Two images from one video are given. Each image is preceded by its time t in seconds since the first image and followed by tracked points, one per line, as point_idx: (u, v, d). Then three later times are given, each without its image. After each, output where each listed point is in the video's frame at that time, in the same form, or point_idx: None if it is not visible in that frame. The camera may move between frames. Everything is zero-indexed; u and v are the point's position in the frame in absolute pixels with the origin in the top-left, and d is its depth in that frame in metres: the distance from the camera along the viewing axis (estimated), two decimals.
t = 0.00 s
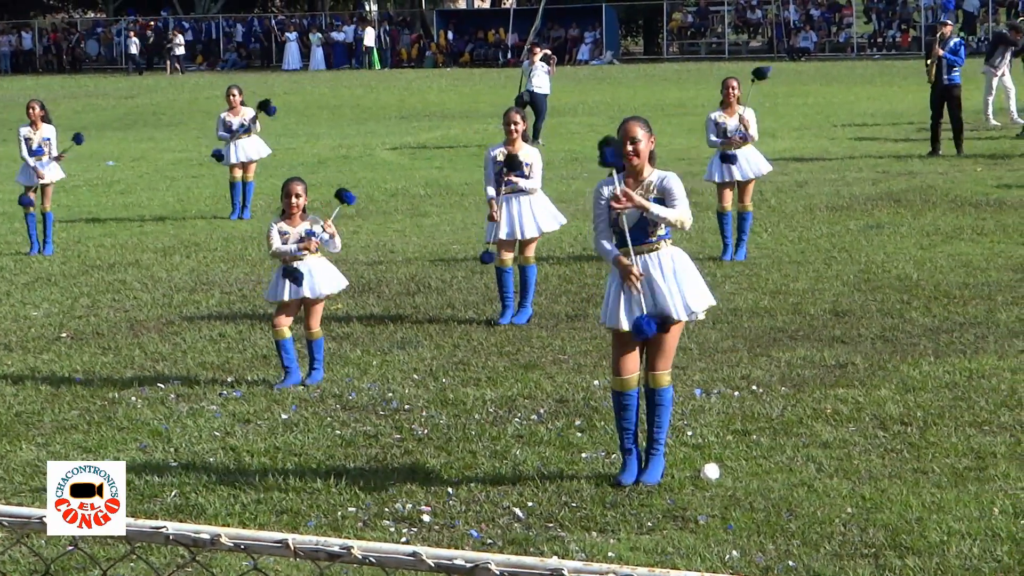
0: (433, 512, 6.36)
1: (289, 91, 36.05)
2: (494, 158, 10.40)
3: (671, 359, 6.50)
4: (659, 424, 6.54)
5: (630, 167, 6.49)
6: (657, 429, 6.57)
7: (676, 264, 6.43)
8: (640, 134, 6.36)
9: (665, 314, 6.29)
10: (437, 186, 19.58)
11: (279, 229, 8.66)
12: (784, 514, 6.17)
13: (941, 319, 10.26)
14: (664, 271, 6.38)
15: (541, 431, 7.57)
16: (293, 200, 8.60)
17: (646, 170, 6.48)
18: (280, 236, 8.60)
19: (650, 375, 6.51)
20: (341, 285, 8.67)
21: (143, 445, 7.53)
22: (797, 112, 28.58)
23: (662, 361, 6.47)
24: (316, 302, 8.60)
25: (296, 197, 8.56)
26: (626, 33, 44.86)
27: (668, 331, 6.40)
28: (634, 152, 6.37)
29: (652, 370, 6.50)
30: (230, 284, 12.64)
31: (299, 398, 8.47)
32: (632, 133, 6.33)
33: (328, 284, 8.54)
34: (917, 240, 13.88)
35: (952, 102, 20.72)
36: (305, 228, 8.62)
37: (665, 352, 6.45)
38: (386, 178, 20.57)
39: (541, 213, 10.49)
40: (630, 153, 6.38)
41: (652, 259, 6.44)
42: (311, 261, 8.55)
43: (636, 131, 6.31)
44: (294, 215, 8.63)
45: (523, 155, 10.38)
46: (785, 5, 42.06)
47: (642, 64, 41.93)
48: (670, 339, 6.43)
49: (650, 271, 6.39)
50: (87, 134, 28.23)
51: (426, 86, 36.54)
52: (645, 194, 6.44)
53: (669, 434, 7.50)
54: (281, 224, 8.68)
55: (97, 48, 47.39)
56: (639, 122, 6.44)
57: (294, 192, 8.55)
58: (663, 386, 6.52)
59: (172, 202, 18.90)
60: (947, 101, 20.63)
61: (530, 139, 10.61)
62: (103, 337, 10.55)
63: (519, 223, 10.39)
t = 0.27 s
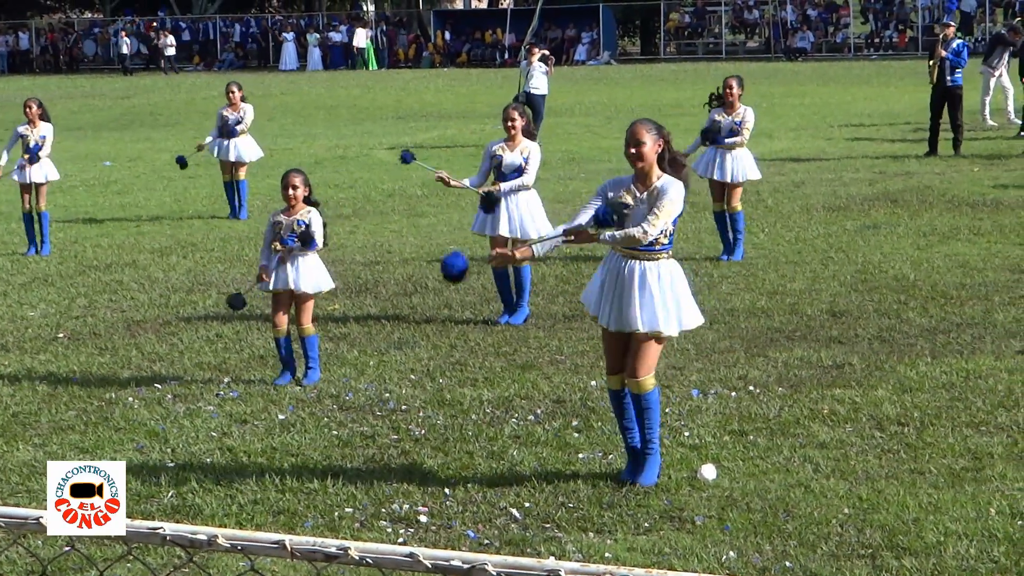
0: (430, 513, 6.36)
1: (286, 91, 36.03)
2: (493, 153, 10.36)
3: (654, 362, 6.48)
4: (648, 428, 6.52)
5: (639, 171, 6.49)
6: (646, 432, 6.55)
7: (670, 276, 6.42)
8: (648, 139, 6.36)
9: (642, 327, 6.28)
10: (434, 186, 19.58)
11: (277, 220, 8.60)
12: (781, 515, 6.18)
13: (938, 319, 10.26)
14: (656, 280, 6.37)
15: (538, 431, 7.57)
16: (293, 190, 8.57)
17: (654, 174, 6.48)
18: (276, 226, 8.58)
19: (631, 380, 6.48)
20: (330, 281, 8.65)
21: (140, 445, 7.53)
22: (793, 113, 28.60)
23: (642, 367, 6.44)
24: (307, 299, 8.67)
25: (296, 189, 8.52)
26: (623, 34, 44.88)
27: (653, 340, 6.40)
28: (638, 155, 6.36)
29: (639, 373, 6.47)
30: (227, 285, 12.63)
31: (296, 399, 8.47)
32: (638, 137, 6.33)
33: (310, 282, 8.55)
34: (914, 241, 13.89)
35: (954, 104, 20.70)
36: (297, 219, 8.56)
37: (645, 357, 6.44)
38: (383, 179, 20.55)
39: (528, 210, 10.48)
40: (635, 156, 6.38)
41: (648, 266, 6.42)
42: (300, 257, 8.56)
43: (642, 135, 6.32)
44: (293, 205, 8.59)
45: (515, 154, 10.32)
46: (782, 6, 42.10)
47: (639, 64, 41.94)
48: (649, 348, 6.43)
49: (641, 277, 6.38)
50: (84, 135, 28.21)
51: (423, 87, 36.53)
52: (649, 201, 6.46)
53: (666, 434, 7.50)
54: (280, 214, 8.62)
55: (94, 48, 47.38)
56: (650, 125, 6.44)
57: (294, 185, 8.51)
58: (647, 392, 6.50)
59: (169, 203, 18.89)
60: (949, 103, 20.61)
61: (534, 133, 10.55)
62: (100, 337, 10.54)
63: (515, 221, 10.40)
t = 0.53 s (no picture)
0: (428, 513, 6.35)
1: (284, 92, 36.01)
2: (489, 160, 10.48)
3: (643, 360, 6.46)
4: (641, 428, 6.51)
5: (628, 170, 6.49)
6: (640, 433, 6.53)
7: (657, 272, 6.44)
8: (642, 137, 6.40)
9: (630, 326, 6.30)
10: (432, 187, 19.58)
11: (272, 227, 8.72)
12: (779, 515, 6.18)
13: (935, 320, 10.26)
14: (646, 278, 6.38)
15: (536, 432, 7.57)
16: (286, 198, 8.57)
17: (645, 173, 6.48)
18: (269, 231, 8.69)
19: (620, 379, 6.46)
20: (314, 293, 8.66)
21: (137, 445, 7.52)
22: (791, 113, 28.60)
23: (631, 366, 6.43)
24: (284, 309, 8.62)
25: (287, 198, 8.53)
26: (621, 34, 44.91)
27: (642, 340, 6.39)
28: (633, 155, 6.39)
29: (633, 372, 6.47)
30: (224, 285, 12.62)
31: (294, 399, 8.46)
32: (633, 135, 6.39)
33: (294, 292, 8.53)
34: (912, 241, 13.89)
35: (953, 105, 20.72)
36: (287, 229, 8.62)
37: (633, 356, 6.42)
38: (381, 179, 20.54)
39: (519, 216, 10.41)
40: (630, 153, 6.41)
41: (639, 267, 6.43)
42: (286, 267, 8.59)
43: (637, 133, 6.37)
44: (286, 213, 8.60)
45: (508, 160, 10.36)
46: (780, 6, 42.11)
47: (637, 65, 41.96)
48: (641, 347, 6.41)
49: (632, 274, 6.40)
50: (82, 135, 28.18)
51: (420, 87, 36.52)
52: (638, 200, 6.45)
53: (664, 435, 7.50)
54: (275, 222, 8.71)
55: (92, 49, 47.36)
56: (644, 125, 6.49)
57: (285, 193, 8.52)
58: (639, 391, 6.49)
59: (166, 203, 18.87)
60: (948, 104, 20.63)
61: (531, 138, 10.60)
62: (98, 337, 10.53)
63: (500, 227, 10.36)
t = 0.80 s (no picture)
0: (425, 514, 6.35)
1: (281, 92, 36.00)
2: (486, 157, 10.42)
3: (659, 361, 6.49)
4: (651, 428, 6.56)
5: (617, 169, 6.51)
6: (647, 433, 6.58)
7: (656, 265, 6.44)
8: (630, 136, 6.40)
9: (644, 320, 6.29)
10: (429, 187, 19.58)
11: (261, 223, 8.66)
12: (776, 516, 6.18)
13: (932, 320, 10.27)
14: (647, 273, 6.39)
15: (533, 433, 7.57)
16: (277, 193, 8.55)
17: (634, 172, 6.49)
18: (261, 228, 8.64)
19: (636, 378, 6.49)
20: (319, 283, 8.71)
21: (134, 446, 7.51)
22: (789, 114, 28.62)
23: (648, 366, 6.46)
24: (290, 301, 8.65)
25: (281, 192, 8.51)
26: (618, 35, 44.92)
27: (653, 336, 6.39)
28: (622, 154, 6.40)
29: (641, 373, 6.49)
30: (222, 286, 12.62)
31: (291, 400, 8.45)
32: (622, 135, 6.37)
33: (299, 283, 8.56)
34: (909, 242, 13.90)
35: (947, 104, 20.78)
36: (281, 224, 8.60)
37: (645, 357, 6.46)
38: (378, 180, 20.54)
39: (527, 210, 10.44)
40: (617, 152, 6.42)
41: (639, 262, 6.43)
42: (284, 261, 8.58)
43: (626, 132, 6.35)
44: (278, 208, 8.58)
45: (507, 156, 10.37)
46: (777, 7, 42.13)
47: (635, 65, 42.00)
48: (655, 341, 6.41)
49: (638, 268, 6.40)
50: (79, 136, 28.17)
51: (417, 88, 36.52)
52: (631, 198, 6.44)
53: (661, 435, 7.50)
54: (264, 217, 8.65)
55: (89, 49, 47.35)
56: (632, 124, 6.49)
57: (278, 188, 8.49)
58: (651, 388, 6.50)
59: (164, 204, 18.86)
60: (942, 104, 20.68)
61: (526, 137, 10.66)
62: (95, 338, 10.52)
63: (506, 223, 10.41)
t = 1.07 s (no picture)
0: (423, 514, 6.35)
1: (279, 93, 36.00)
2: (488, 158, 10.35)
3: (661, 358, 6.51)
4: (652, 426, 6.56)
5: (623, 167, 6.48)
6: (648, 430, 6.58)
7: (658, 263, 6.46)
8: (634, 134, 6.35)
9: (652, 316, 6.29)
10: (427, 188, 19.58)
11: (259, 228, 8.63)
12: (774, 516, 6.18)
13: (931, 320, 10.27)
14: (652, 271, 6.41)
15: (531, 433, 7.57)
16: (275, 197, 8.55)
17: (638, 171, 6.47)
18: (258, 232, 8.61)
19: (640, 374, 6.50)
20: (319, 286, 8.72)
21: (133, 447, 7.51)
22: (787, 114, 28.63)
23: (652, 362, 6.47)
24: (292, 305, 8.64)
25: (278, 196, 8.51)
26: (616, 35, 44.94)
27: (657, 334, 6.41)
28: (626, 152, 6.34)
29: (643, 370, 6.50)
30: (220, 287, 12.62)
31: (289, 401, 8.45)
32: (626, 133, 6.31)
33: (303, 286, 8.56)
34: (907, 242, 13.91)
35: (941, 105, 20.77)
36: (280, 228, 8.58)
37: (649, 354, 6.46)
38: (376, 181, 20.54)
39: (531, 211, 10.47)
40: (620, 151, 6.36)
41: (642, 259, 6.44)
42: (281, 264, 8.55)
43: (630, 131, 6.30)
44: (275, 213, 8.57)
45: (512, 157, 10.36)
46: (775, 7, 42.15)
47: (632, 66, 42.02)
48: (659, 339, 6.44)
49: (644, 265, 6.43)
50: (77, 137, 28.17)
51: (415, 88, 36.52)
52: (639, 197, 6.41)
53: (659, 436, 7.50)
54: (262, 222, 8.63)
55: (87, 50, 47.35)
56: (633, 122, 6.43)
57: (276, 192, 8.49)
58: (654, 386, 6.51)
59: (162, 205, 18.85)
60: (937, 104, 20.68)
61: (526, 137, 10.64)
62: (94, 339, 10.52)
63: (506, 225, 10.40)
